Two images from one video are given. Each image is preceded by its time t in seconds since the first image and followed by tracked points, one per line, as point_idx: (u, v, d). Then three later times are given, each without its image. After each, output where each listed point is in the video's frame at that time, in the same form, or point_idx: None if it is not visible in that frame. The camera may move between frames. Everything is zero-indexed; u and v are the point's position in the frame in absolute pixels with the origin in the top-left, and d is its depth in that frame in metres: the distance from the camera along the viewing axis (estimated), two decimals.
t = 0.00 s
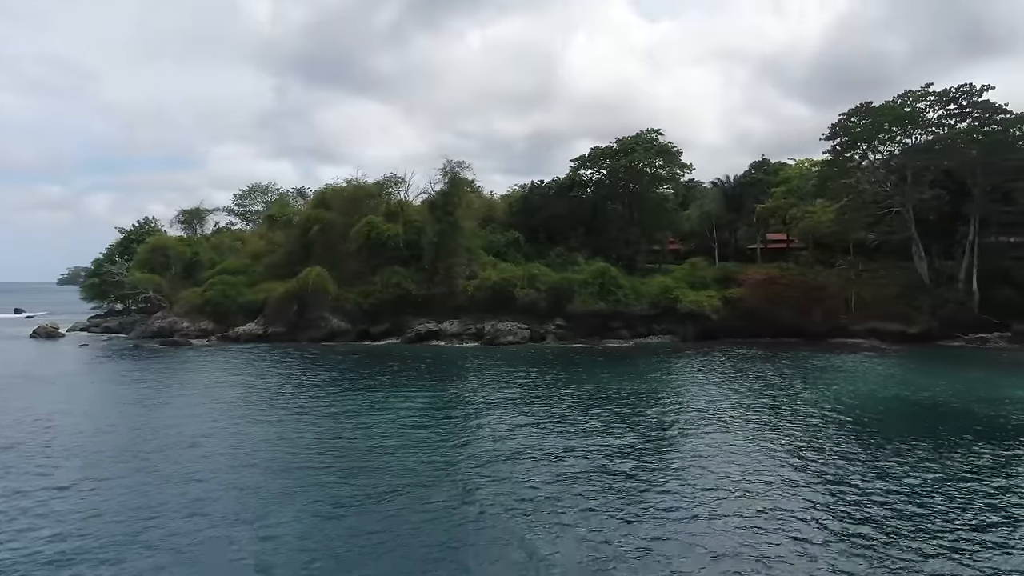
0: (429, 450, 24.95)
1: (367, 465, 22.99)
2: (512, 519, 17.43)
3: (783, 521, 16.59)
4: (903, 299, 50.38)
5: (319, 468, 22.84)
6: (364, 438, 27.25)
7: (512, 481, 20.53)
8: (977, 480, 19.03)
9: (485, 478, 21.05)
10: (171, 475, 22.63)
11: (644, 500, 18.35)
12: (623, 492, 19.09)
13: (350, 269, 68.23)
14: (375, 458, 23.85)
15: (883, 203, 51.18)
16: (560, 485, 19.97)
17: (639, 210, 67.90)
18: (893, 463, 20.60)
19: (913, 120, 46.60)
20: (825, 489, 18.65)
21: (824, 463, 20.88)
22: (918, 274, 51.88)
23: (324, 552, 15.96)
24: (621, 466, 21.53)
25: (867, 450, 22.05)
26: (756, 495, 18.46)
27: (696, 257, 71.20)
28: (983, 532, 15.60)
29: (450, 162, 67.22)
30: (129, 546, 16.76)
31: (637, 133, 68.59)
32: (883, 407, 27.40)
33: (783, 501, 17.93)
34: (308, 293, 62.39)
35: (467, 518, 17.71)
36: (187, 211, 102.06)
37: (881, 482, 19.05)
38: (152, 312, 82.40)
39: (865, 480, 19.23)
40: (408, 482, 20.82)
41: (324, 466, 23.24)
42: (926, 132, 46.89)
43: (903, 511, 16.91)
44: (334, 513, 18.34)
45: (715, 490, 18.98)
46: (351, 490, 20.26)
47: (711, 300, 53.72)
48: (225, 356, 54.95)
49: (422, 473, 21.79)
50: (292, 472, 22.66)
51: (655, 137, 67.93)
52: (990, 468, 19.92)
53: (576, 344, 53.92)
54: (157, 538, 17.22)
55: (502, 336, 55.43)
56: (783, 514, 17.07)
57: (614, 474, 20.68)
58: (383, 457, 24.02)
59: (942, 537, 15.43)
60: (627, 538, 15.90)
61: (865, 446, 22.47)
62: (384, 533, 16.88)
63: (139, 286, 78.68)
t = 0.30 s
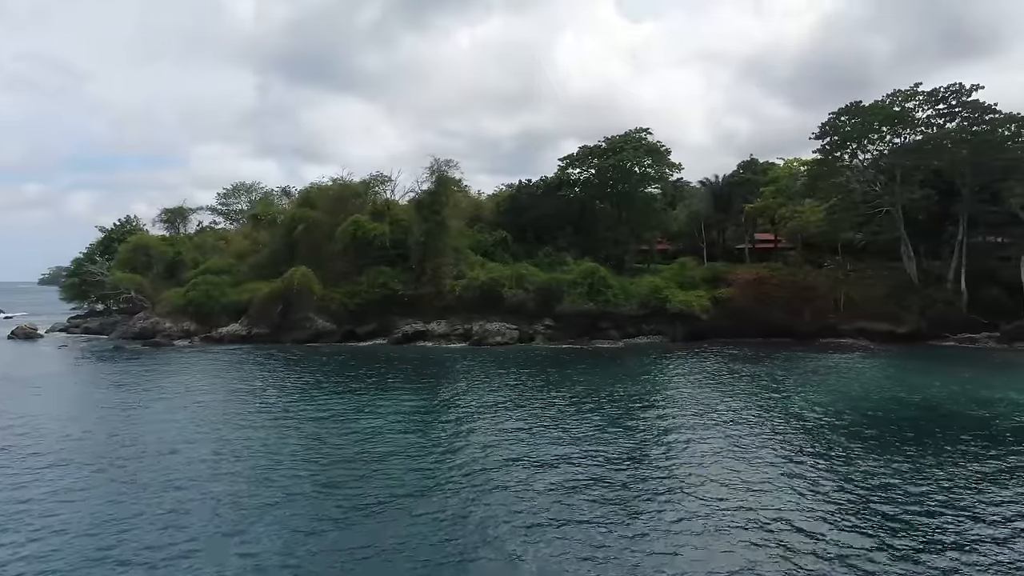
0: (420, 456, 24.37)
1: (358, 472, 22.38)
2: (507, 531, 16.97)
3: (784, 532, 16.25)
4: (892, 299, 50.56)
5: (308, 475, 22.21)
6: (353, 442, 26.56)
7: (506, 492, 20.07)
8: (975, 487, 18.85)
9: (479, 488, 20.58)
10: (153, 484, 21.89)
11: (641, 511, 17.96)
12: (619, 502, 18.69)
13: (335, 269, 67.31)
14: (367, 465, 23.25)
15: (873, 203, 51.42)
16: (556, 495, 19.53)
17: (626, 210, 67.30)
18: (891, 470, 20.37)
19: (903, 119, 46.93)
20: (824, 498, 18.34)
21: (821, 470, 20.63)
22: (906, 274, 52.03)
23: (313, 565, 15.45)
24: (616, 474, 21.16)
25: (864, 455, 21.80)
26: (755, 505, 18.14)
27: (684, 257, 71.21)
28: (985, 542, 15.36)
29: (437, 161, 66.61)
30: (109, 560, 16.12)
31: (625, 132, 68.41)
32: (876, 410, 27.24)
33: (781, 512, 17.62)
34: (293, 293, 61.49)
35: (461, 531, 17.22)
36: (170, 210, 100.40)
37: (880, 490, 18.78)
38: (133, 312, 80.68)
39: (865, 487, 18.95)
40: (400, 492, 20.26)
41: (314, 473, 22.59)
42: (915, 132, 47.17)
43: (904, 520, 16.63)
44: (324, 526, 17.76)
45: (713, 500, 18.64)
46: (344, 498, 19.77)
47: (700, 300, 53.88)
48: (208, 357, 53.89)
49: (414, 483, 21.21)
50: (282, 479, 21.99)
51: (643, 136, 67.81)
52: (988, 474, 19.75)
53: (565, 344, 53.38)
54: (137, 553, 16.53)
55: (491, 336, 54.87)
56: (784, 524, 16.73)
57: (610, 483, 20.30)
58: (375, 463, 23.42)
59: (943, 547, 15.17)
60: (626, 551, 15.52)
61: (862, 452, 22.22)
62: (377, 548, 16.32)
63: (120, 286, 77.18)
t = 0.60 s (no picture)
0: (412, 461, 23.84)
1: (348, 479, 21.77)
2: (505, 543, 16.47)
3: (789, 542, 15.92)
4: (882, 298, 50.58)
5: (296, 482, 21.56)
6: (341, 446, 25.94)
7: (503, 499, 19.57)
8: (971, 492, 18.79)
9: (475, 495, 20.07)
10: (134, 493, 21.16)
11: (642, 520, 17.54)
12: (619, 512, 18.26)
13: (321, 269, 66.35)
14: (356, 471, 22.63)
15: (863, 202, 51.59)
16: (554, 503, 19.07)
17: (615, 210, 66.92)
18: (893, 478, 20.12)
19: (892, 119, 47.17)
20: (828, 506, 18.04)
21: (823, 478, 20.33)
22: (895, 274, 52.21)
23: None
24: (615, 481, 20.72)
25: (865, 463, 21.54)
26: (755, 514, 17.83)
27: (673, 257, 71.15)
28: (994, 554, 15.07)
29: (424, 159, 65.94)
30: None
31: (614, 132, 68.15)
32: (874, 414, 27.03)
33: (785, 522, 17.26)
34: (278, 294, 60.49)
35: (457, 543, 16.70)
36: (152, 210, 98.69)
37: (884, 499, 18.50)
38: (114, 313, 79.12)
39: (868, 496, 18.64)
40: (393, 501, 19.69)
41: (301, 480, 21.98)
42: (905, 131, 47.45)
43: (909, 531, 16.35)
44: (313, 538, 17.16)
45: (715, 509, 18.25)
46: (335, 507, 19.19)
47: (690, 301, 53.78)
48: (191, 358, 52.84)
49: (407, 490, 20.66)
50: (268, 487, 21.36)
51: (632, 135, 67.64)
52: (990, 482, 19.54)
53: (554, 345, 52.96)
54: (113, 570, 15.81)
55: (479, 337, 54.27)
56: (788, 535, 16.40)
57: (609, 491, 19.86)
58: (364, 470, 22.81)
59: (950, 559, 14.89)
60: (628, 565, 15.09)
61: (863, 458, 21.96)
62: (370, 562, 15.76)
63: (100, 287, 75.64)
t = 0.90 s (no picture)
0: (401, 465, 23.35)
1: (337, 486, 21.13)
2: (493, 543, 16.12)
3: (791, 541, 15.43)
4: (870, 299, 50.73)
5: (283, 490, 20.90)
6: (328, 451, 25.26)
7: (496, 502, 19.00)
8: (962, 489, 18.67)
9: (467, 498, 19.47)
10: (114, 502, 20.44)
11: (639, 520, 17.04)
12: (613, 512, 17.80)
13: (306, 270, 65.40)
14: (345, 478, 21.98)
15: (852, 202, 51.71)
16: (549, 504, 18.52)
17: (603, 210, 66.62)
18: (894, 478, 19.74)
19: (881, 119, 47.35)
20: (829, 505, 17.61)
21: (822, 479, 19.92)
22: (884, 274, 52.35)
23: None
24: (611, 482, 20.19)
25: (864, 464, 21.17)
26: (747, 509, 17.59)
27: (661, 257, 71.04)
28: (992, 551, 14.80)
29: (411, 158, 65.27)
30: None
31: (602, 131, 67.86)
32: (871, 418, 26.72)
33: (781, 519, 16.95)
34: (262, 295, 59.51)
35: (446, 543, 16.29)
36: (134, 209, 97.02)
37: (886, 498, 18.07)
38: (94, 313, 77.68)
39: (866, 495, 18.30)
40: (383, 506, 19.08)
41: (288, 488, 21.31)
42: (893, 131, 47.67)
43: (913, 529, 15.92)
44: (299, 548, 16.56)
45: (707, 506, 18.01)
46: (323, 516, 18.57)
47: (679, 301, 53.75)
48: (173, 360, 51.81)
49: (397, 495, 20.04)
50: (254, 495, 20.68)
51: (620, 134, 67.47)
52: (992, 483, 19.19)
53: (543, 346, 52.56)
54: None
55: (466, 338, 53.65)
56: (790, 533, 15.93)
57: (605, 492, 19.32)
58: (354, 476, 22.17)
59: (956, 559, 14.44)
60: (619, 561, 14.76)
61: (862, 460, 21.59)
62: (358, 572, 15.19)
63: (80, 287, 74.09)
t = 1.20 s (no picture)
0: (391, 469, 22.85)
1: (325, 494, 20.60)
2: (487, 556, 15.69)
3: (792, 555, 15.08)
4: (859, 299, 50.94)
5: (271, 496, 20.32)
6: (317, 456, 24.66)
7: (490, 513, 18.53)
8: (957, 494, 18.52)
9: (461, 508, 19.02)
10: (95, 509, 19.78)
11: (634, 531, 16.74)
12: (607, 521, 17.49)
13: (292, 270, 64.44)
14: (336, 484, 21.42)
15: (842, 203, 51.81)
16: (545, 515, 18.08)
17: (592, 209, 66.39)
18: (894, 483, 19.47)
19: (870, 119, 47.51)
20: (828, 514, 17.31)
21: (822, 484, 19.61)
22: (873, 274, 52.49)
23: None
24: (608, 492, 19.79)
25: (864, 467, 20.90)
26: (743, 518, 17.33)
27: (650, 256, 70.94)
28: (991, 560, 14.64)
29: (399, 157, 64.62)
30: None
31: (591, 130, 67.58)
32: (867, 419, 26.51)
33: (777, 527, 16.70)
34: (247, 295, 58.58)
35: (438, 557, 15.83)
36: (117, 207, 95.35)
37: (887, 506, 17.77)
38: (75, 313, 76.23)
39: (862, 501, 18.12)
40: (374, 515, 18.59)
41: (276, 496, 20.72)
42: (883, 131, 47.89)
43: (916, 541, 15.62)
44: (289, 558, 16.04)
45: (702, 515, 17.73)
46: (315, 527, 18.03)
47: (669, 301, 53.73)
48: (155, 361, 50.84)
49: (388, 504, 19.56)
50: (241, 501, 20.09)
51: (609, 134, 67.26)
52: (992, 487, 18.94)
53: (532, 347, 52.17)
54: None
55: (454, 338, 53.11)
56: (790, 546, 15.60)
57: (602, 503, 18.92)
58: (344, 482, 21.60)
59: (959, 572, 14.16)
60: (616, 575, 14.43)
61: (861, 462, 21.33)
62: None
63: (61, 287, 72.65)
